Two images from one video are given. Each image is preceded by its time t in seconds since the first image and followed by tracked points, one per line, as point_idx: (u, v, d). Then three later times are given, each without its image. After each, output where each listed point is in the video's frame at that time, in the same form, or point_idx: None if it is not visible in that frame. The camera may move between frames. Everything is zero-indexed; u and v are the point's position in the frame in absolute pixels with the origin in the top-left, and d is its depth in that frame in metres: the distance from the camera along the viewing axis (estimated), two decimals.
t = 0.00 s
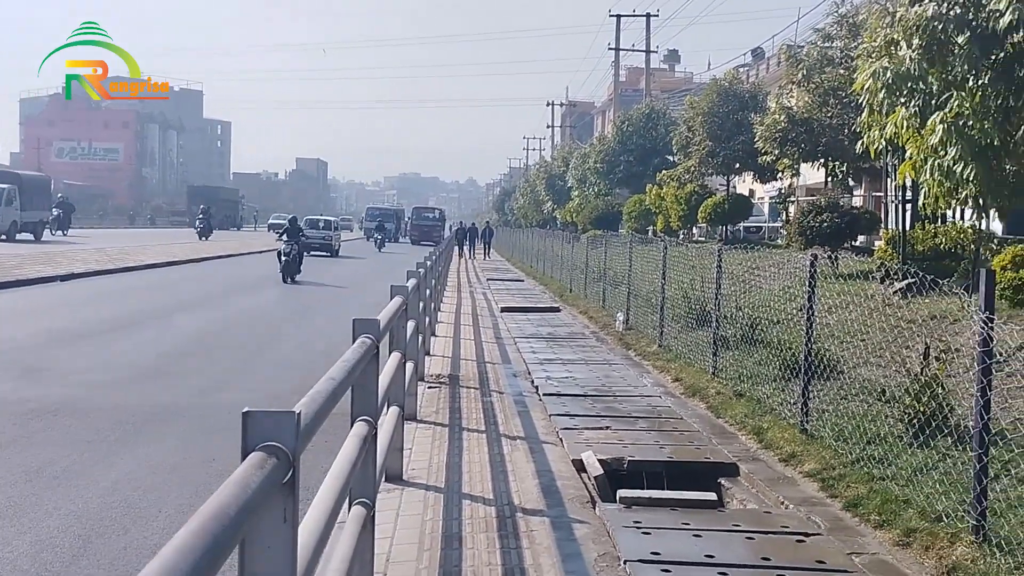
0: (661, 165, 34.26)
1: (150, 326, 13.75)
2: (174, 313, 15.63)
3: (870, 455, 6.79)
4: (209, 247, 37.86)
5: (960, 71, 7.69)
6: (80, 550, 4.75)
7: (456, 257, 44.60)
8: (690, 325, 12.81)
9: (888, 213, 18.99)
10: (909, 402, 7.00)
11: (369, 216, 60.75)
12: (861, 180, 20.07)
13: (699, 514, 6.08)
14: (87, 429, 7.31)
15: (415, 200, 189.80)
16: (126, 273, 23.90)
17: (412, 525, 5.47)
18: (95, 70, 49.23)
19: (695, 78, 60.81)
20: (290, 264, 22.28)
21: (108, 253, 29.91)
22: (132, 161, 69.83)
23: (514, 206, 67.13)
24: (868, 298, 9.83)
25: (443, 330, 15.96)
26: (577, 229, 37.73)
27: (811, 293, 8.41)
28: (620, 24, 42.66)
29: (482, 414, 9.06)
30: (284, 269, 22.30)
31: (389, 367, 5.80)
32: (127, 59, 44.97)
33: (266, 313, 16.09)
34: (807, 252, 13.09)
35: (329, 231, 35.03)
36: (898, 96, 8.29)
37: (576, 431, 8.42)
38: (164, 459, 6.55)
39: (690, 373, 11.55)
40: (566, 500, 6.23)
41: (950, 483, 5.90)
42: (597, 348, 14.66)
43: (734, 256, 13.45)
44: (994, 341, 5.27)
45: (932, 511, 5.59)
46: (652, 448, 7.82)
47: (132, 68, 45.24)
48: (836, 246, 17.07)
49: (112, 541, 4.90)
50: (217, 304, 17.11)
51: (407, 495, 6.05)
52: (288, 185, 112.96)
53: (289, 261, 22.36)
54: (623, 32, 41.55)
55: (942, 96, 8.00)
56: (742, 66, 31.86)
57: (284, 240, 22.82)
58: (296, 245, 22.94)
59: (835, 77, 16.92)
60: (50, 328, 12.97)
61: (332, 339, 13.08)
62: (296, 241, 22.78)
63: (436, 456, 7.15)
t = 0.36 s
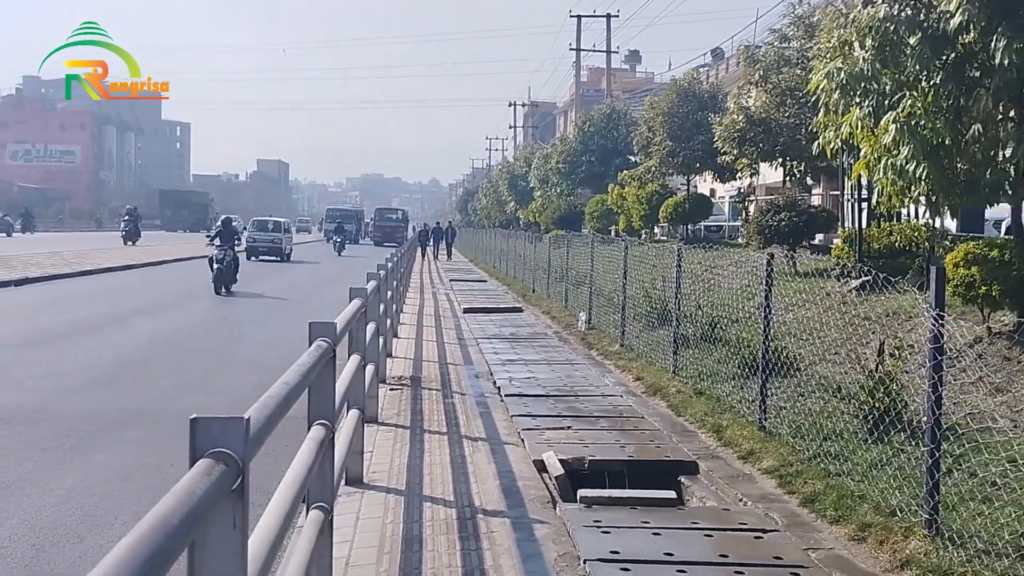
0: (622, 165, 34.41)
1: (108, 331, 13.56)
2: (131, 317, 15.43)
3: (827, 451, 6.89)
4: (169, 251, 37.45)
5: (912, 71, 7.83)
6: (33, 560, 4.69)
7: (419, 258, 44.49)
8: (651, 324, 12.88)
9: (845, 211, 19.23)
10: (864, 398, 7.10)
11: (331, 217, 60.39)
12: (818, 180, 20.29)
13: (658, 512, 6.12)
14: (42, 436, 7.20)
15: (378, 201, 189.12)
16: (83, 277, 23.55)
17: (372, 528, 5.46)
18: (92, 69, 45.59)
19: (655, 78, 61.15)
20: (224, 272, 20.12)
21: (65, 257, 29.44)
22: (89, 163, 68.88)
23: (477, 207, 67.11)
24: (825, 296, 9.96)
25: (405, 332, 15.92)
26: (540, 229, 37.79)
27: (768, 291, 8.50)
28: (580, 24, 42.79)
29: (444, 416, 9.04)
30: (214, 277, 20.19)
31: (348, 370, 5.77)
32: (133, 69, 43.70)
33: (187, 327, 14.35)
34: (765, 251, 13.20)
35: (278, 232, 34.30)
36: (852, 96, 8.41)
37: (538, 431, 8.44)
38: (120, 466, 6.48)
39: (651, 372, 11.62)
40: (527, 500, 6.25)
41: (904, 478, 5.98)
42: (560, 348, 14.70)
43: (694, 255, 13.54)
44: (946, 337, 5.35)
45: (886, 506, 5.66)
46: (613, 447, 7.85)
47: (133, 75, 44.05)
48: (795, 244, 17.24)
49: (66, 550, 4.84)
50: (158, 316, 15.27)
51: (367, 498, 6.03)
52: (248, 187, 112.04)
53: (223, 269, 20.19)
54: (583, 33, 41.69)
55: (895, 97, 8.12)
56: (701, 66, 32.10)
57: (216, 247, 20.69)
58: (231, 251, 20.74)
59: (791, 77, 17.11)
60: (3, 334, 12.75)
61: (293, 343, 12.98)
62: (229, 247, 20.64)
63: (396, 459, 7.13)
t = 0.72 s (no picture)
0: (575, 165, 34.53)
1: (52, 335, 13.32)
2: (77, 320, 15.16)
3: (773, 449, 6.97)
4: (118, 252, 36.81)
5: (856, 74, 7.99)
6: None
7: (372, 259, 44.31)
8: (603, 324, 12.94)
9: (793, 211, 19.51)
10: (809, 396, 7.20)
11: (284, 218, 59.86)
12: (767, 180, 20.55)
13: (608, 511, 6.16)
14: None
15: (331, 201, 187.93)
16: (28, 279, 23.10)
17: (321, 531, 5.42)
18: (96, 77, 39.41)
19: (608, 78, 61.51)
20: (139, 280, 17.49)
21: (10, 259, 28.84)
22: (34, 163, 67.55)
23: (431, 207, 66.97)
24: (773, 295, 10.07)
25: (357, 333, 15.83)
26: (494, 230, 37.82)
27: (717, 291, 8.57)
28: (533, 25, 42.87)
29: (395, 417, 9.01)
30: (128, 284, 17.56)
31: (296, 372, 5.72)
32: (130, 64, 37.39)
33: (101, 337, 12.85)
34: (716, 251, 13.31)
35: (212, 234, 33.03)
36: (798, 98, 8.56)
37: (489, 432, 8.44)
38: (64, 471, 6.37)
39: (602, 372, 11.67)
40: (476, 501, 6.25)
41: (848, 474, 6.07)
42: (513, 348, 14.72)
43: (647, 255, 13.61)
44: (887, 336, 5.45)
45: (830, 502, 5.75)
46: (564, 447, 7.88)
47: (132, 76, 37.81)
48: (744, 244, 17.44)
49: (5, 559, 4.75)
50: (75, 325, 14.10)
51: (316, 501, 5.99)
52: (199, 187, 110.67)
53: (137, 278, 17.54)
54: (535, 33, 41.76)
55: (839, 99, 8.26)
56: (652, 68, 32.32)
57: (130, 250, 17.95)
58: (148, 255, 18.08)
59: (740, 79, 17.30)
60: None
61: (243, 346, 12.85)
62: (145, 250, 17.87)
63: (346, 461, 7.08)
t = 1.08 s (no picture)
0: (515, 165, 34.57)
1: None
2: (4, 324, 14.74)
3: (709, 446, 7.05)
4: (49, 253, 35.93)
5: (789, 77, 8.12)
6: None
7: (311, 260, 43.87)
8: (543, 324, 12.97)
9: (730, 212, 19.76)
10: (744, 393, 7.30)
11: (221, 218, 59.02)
12: (704, 181, 20.79)
13: (545, 510, 6.17)
14: None
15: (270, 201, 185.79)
16: None
17: (255, 534, 5.34)
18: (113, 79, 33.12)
19: (548, 79, 61.70)
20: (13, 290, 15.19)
21: None
22: None
23: (371, 207, 66.55)
24: (709, 295, 10.19)
25: (295, 334, 15.65)
26: (434, 230, 37.70)
27: (655, 290, 8.64)
28: (473, 26, 42.84)
29: (332, 418, 8.93)
30: None
31: (229, 372, 5.63)
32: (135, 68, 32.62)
33: None
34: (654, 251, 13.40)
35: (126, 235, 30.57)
36: (733, 100, 8.67)
37: (427, 432, 8.41)
38: None
39: (542, 371, 11.69)
40: (414, 502, 6.22)
41: (781, 470, 6.15)
42: (452, 349, 14.67)
43: (587, 255, 13.66)
44: (818, 334, 5.54)
45: (763, 498, 5.84)
46: (502, 446, 7.88)
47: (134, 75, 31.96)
48: (681, 244, 17.61)
49: None
50: None
51: (249, 504, 5.91)
52: (134, 186, 108.58)
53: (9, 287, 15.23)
54: (475, 34, 41.73)
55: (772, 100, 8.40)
56: (592, 69, 32.52)
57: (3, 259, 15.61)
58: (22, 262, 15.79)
59: (677, 81, 17.48)
60: None
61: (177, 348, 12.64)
62: (19, 257, 15.66)
63: (282, 464, 6.99)
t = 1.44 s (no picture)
0: (438, 164, 34.45)
1: None
2: None
3: (629, 443, 7.12)
4: None
5: (706, 78, 8.25)
6: None
7: (231, 259, 43.09)
8: (466, 323, 12.95)
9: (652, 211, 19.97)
10: (663, 390, 7.39)
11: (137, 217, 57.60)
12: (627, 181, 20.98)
13: (466, 510, 6.15)
14: None
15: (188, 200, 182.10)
16: None
17: (169, 540, 5.23)
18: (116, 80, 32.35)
19: (472, 78, 61.66)
20: None
21: None
22: None
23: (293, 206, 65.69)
24: (630, 294, 10.28)
25: (213, 335, 15.35)
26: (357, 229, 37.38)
27: (577, 288, 8.68)
28: (395, 24, 42.58)
29: (250, 420, 8.80)
30: None
31: (142, 375, 5.50)
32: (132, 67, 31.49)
33: None
34: (577, 251, 13.47)
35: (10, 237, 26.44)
36: (652, 101, 8.77)
37: (348, 433, 8.33)
38: None
39: (465, 371, 11.68)
40: (333, 504, 6.15)
41: (699, 466, 6.24)
42: (375, 349, 14.55)
43: (510, 254, 13.68)
44: (734, 332, 5.64)
45: (681, 493, 5.91)
46: (424, 446, 7.85)
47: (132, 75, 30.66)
48: (604, 244, 17.75)
49: None
50: None
51: (164, 509, 5.78)
52: (46, 184, 105.42)
53: None
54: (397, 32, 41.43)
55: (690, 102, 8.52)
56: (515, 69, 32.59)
57: None
58: None
59: (599, 82, 17.62)
60: None
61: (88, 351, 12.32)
62: None
63: (198, 467, 6.86)
